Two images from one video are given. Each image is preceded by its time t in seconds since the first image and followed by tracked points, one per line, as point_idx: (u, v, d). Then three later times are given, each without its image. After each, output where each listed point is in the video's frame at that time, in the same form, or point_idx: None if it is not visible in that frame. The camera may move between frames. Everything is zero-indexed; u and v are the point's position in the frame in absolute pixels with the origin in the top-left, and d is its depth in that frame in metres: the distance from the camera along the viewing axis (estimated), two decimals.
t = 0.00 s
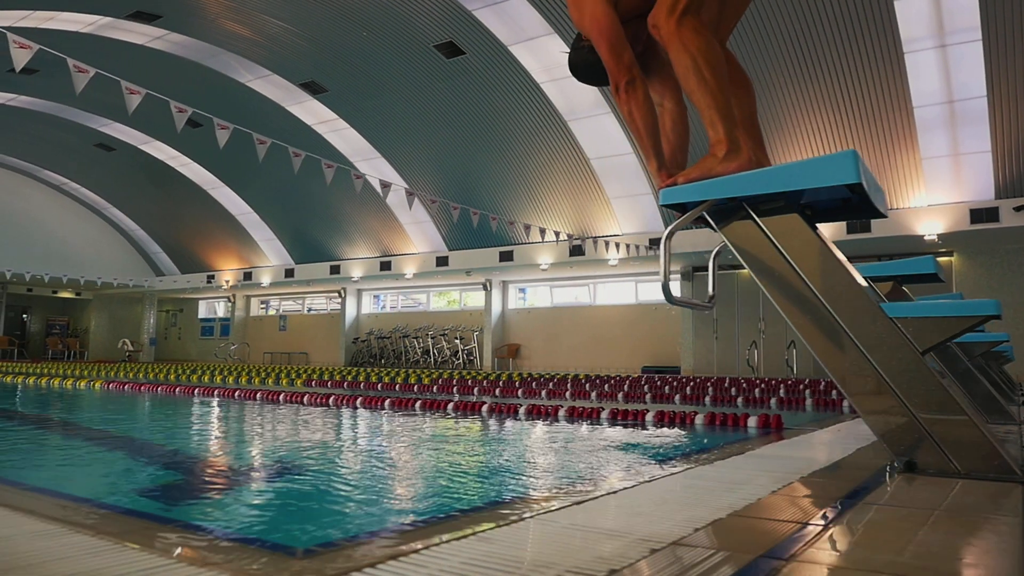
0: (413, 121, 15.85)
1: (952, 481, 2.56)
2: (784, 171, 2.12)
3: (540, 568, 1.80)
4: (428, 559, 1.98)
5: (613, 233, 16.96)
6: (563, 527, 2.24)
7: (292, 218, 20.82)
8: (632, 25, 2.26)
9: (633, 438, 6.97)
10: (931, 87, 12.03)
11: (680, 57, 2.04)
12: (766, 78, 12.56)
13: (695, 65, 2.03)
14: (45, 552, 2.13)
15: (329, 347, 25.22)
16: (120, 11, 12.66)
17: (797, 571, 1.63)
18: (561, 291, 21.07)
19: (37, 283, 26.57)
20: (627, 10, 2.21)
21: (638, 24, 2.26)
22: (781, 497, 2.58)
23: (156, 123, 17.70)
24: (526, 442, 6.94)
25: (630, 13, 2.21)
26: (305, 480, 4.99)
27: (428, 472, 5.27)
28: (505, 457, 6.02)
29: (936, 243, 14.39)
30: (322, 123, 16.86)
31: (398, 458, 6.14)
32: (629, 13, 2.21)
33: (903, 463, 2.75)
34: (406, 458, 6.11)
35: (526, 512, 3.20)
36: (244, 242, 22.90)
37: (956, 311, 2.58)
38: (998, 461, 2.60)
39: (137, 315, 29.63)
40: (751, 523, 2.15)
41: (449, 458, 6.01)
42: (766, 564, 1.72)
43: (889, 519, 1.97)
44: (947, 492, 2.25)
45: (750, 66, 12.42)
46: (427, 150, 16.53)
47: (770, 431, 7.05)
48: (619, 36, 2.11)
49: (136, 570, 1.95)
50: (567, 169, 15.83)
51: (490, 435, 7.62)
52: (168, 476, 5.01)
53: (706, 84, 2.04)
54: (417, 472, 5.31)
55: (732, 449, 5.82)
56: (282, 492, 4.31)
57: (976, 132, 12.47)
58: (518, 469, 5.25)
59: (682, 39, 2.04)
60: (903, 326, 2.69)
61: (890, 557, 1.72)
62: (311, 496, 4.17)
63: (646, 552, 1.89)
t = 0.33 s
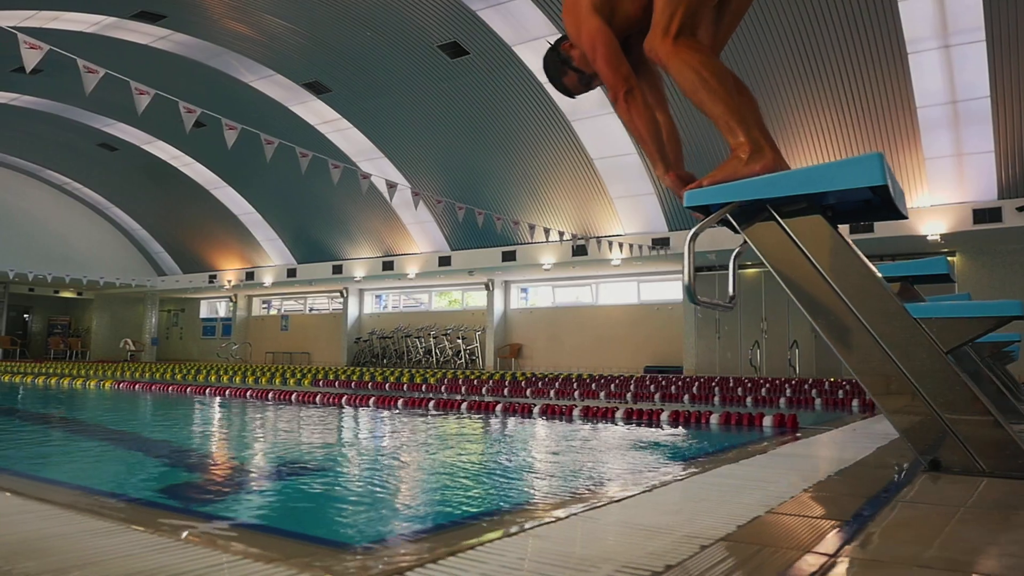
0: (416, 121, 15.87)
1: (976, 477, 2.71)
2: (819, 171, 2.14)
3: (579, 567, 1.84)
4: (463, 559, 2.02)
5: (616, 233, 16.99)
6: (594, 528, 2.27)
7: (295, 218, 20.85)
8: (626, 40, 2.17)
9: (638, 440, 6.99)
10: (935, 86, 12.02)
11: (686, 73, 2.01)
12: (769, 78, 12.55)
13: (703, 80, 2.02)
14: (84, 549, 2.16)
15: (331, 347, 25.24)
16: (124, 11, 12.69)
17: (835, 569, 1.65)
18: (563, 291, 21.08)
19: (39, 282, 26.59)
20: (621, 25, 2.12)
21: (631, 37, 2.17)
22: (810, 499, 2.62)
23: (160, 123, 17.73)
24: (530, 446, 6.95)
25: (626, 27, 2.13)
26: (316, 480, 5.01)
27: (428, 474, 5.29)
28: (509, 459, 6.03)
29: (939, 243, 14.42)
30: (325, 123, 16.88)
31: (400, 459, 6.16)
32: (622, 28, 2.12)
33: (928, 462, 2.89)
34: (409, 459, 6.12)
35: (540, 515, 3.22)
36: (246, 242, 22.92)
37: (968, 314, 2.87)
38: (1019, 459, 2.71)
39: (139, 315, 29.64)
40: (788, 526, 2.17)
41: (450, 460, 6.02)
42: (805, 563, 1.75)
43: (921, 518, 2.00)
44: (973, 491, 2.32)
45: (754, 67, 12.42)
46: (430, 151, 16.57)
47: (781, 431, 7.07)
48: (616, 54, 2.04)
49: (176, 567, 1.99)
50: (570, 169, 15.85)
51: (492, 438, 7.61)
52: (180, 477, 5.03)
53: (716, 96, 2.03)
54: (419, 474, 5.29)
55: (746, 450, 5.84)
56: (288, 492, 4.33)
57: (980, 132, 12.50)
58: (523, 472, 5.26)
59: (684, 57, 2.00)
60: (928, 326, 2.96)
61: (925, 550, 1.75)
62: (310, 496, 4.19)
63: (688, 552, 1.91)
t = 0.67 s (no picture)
0: (420, 122, 15.90)
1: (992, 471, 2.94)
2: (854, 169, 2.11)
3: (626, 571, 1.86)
4: (504, 563, 2.02)
5: (618, 233, 17.04)
6: (630, 533, 2.28)
7: (298, 218, 20.88)
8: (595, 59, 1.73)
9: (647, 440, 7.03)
10: (938, 87, 12.05)
11: (670, 95, 1.61)
12: (773, 81, 12.54)
13: (692, 96, 1.62)
14: (130, 548, 2.17)
15: (333, 346, 25.25)
16: (128, 12, 12.72)
17: (874, 568, 1.69)
18: (565, 291, 21.11)
19: (41, 282, 26.61)
20: (587, 44, 1.64)
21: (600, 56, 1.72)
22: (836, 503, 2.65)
23: (164, 124, 17.73)
24: (532, 446, 6.95)
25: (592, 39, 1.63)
26: (325, 481, 5.05)
27: (430, 475, 5.32)
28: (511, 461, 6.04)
29: (942, 243, 14.45)
30: (328, 123, 16.89)
31: (401, 459, 6.20)
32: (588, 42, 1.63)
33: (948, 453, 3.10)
34: (409, 460, 6.14)
35: (575, 517, 3.22)
36: (249, 242, 22.95)
37: (984, 313, 2.93)
38: None
39: (141, 315, 29.66)
40: (813, 531, 2.22)
41: (451, 461, 6.04)
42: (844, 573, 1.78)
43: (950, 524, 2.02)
44: (997, 490, 2.41)
45: (758, 70, 12.41)
46: (433, 152, 16.61)
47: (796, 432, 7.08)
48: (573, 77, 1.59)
49: (222, 568, 1.99)
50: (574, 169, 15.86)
51: (492, 437, 7.61)
52: (193, 476, 5.08)
53: (711, 106, 1.64)
54: (425, 476, 5.30)
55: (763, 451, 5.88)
56: (289, 495, 4.34)
57: (982, 132, 12.53)
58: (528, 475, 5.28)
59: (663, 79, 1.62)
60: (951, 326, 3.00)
61: (948, 545, 1.80)
62: (315, 499, 4.22)
63: (725, 555, 1.95)
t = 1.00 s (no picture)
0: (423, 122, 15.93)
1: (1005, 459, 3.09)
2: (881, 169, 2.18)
3: (680, 570, 1.87)
4: (546, 562, 2.02)
5: (620, 233, 17.06)
6: (669, 533, 2.27)
7: (300, 218, 20.90)
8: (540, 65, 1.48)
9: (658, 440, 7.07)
10: (941, 87, 12.10)
11: (661, 122, 1.33)
12: (775, 81, 12.56)
13: (686, 115, 1.33)
14: (175, 546, 2.16)
15: (335, 346, 25.26)
16: (132, 11, 12.73)
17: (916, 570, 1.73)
18: (566, 290, 21.15)
19: (42, 281, 26.62)
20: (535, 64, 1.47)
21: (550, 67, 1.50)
22: (856, 504, 2.70)
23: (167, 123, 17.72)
24: (535, 446, 6.95)
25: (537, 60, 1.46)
26: (330, 481, 5.07)
27: (432, 475, 5.33)
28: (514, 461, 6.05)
29: (944, 243, 14.50)
30: (331, 123, 16.93)
31: (403, 459, 6.20)
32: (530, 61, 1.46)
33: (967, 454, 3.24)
34: (413, 459, 6.15)
35: (609, 518, 3.21)
36: (251, 241, 22.96)
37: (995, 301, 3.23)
38: None
39: (142, 314, 29.67)
40: (839, 531, 2.26)
41: (452, 461, 6.05)
42: None
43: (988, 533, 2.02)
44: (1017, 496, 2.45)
45: (761, 70, 12.43)
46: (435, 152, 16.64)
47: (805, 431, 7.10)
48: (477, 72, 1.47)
49: (273, 566, 1.98)
50: (579, 170, 15.91)
51: (495, 438, 7.61)
52: (204, 476, 5.11)
53: (710, 121, 1.35)
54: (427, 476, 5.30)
55: (778, 450, 5.91)
56: (291, 496, 4.34)
57: (985, 133, 12.56)
58: (534, 475, 5.27)
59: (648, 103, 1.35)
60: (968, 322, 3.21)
61: (978, 546, 1.85)
62: (320, 500, 4.24)
63: (766, 552, 2.01)
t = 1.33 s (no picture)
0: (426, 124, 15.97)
1: None
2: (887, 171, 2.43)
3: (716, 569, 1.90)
4: (582, 562, 2.06)
5: (621, 233, 17.09)
6: (700, 531, 2.31)
7: (302, 219, 20.91)
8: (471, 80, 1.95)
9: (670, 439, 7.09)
10: (943, 86, 12.13)
11: (642, 118, 1.67)
12: (775, 79, 12.57)
13: (678, 117, 1.66)
14: (214, 546, 2.19)
15: (336, 346, 25.25)
16: (135, 13, 12.76)
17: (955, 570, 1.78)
18: (568, 290, 21.14)
19: (43, 282, 26.60)
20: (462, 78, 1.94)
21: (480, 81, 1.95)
22: (878, 500, 2.77)
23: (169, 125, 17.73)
24: (535, 446, 6.95)
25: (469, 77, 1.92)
26: (334, 482, 5.08)
27: (431, 475, 5.37)
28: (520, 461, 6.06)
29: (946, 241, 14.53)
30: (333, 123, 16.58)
31: (403, 459, 6.22)
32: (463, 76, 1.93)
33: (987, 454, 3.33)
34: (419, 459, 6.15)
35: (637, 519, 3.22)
36: (252, 241, 22.94)
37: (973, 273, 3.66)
38: None
39: (143, 315, 29.66)
40: (866, 527, 2.32)
41: (452, 461, 6.07)
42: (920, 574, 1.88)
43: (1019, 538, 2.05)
44: None
45: (761, 70, 12.44)
46: (436, 153, 16.66)
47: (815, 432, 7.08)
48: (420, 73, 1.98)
49: (315, 565, 2.01)
50: (584, 170, 15.93)
51: (497, 438, 7.61)
52: (215, 476, 5.13)
53: (703, 121, 1.67)
54: (430, 476, 5.32)
55: (790, 451, 5.94)
56: (295, 495, 4.38)
57: (987, 132, 12.60)
58: (534, 476, 5.31)
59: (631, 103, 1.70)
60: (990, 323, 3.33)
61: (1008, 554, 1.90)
62: (331, 501, 4.25)
63: (802, 549, 2.07)
